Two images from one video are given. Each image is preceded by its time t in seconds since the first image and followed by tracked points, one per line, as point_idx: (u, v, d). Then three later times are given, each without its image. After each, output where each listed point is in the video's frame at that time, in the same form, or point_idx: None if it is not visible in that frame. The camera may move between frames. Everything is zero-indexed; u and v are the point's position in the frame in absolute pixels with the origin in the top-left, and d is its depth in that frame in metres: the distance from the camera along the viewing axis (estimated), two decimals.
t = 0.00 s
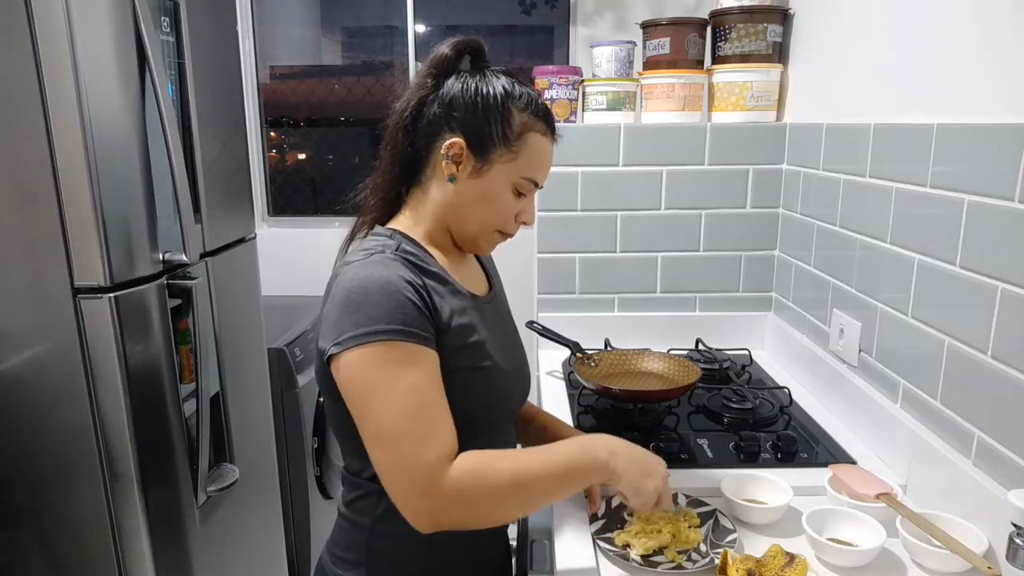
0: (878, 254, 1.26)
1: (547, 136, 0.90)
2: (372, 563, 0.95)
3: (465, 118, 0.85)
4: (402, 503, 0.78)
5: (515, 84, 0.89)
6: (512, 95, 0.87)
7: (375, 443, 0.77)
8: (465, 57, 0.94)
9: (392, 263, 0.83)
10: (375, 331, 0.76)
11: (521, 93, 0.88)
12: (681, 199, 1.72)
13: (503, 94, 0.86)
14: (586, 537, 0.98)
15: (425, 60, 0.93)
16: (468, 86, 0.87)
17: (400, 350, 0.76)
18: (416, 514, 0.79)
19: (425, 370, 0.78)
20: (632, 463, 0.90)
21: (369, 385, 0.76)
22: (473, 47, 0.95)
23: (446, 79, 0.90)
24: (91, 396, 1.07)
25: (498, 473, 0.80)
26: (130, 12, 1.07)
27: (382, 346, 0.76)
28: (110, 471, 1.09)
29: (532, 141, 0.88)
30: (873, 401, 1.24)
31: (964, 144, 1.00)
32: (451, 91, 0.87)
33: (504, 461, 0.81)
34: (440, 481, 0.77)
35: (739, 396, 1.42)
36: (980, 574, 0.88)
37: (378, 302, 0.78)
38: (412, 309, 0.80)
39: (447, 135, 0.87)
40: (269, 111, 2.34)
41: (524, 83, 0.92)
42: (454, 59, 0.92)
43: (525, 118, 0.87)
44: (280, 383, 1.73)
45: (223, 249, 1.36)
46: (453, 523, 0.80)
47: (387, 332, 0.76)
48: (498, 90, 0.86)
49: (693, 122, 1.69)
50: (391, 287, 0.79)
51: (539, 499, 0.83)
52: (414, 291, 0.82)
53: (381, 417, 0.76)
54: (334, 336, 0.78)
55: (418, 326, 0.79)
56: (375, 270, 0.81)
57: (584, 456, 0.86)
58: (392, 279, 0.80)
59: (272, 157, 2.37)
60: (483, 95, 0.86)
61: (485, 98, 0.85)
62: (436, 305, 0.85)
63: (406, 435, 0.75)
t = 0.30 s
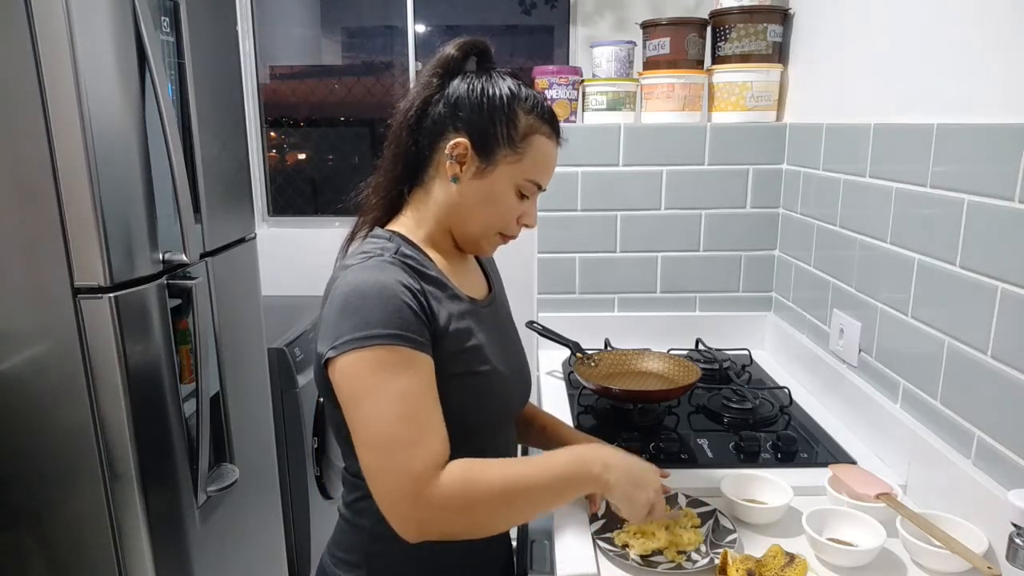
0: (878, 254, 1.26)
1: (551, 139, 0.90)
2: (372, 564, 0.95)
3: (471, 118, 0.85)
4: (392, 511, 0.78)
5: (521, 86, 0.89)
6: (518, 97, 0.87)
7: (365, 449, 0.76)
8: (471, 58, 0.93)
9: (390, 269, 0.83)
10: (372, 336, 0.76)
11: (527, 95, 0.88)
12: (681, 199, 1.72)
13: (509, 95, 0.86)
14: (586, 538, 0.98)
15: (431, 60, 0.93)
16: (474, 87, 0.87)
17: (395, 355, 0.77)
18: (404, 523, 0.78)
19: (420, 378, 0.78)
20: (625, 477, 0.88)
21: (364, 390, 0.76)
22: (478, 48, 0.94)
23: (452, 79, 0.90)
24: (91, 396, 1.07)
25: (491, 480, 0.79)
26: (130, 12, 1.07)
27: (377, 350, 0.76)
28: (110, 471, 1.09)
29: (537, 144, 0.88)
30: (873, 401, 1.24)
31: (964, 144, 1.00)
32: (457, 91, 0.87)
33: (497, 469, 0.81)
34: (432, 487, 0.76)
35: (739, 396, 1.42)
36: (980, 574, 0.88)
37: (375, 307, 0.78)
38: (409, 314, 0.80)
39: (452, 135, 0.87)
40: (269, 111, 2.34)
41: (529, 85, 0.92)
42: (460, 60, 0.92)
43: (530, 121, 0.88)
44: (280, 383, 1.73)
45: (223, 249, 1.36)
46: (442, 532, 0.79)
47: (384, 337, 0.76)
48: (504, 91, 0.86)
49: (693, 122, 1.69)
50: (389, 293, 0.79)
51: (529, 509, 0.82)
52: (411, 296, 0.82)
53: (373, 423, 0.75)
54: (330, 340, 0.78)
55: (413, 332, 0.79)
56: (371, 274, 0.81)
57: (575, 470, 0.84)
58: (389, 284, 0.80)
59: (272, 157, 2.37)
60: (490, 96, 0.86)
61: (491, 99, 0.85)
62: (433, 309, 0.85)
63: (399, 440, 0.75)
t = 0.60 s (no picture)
0: (878, 254, 1.26)
1: (551, 138, 0.91)
2: (373, 564, 0.95)
3: (472, 117, 0.86)
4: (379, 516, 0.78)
5: (521, 85, 0.89)
6: (518, 96, 0.87)
7: (359, 455, 0.77)
8: (470, 57, 0.93)
9: (387, 273, 0.83)
10: (367, 341, 0.76)
11: (527, 94, 0.89)
12: (681, 199, 1.72)
13: (509, 94, 0.87)
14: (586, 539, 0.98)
15: (430, 59, 0.93)
16: (475, 86, 0.87)
17: (388, 363, 0.77)
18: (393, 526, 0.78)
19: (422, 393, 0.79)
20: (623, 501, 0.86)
21: (358, 398, 0.76)
22: (477, 47, 0.94)
23: (452, 78, 0.90)
24: (91, 396, 1.07)
25: (476, 495, 0.79)
26: (130, 12, 1.07)
27: (371, 357, 0.76)
28: (110, 471, 1.09)
29: (537, 142, 0.88)
30: (873, 401, 1.24)
31: (964, 144, 1.00)
32: (457, 90, 0.87)
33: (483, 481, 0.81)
34: (420, 493, 0.77)
35: (739, 396, 1.42)
36: (980, 574, 0.88)
37: (372, 312, 0.78)
38: (406, 319, 0.80)
39: (453, 133, 0.87)
40: (269, 111, 2.34)
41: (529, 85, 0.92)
42: (459, 59, 0.92)
43: (531, 119, 0.88)
44: (280, 383, 1.73)
45: (223, 249, 1.36)
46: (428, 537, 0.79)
47: (379, 343, 0.76)
48: (505, 90, 0.87)
49: (693, 122, 1.69)
50: (386, 298, 0.79)
51: (517, 527, 0.81)
52: (408, 300, 0.82)
53: (370, 431, 0.76)
54: (324, 344, 0.78)
55: (406, 339, 0.79)
56: (365, 280, 0.81)
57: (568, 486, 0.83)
58: (385, 288, 0.80)
59: (272, 157, 2.37)
60: (490, 95, 0.86)
61: (492, 98, 0.86)
62: (429, 313, 0.85)
63: (394, 447, 0.76)
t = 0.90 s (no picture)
0: (878, 253, 1.26)
1: (537, 130, 0.90)
2: (374, 563, 0.95)
3: (455, 115, 0.86)
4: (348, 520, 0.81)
5: (504, 79, 0.89)
6: (501, 90, 0.87)
7: (328, 461, 0.79)
8: (454, 54, 0.93)
9: (377, 275, 0.83)
10: (354, 344, 0.77)
11: (510, 87, 0.88)
12: (681, 199, 1.72)
13: (491, 89, 0.86)
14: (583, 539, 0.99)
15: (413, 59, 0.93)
16: (457, 83, 0.87)
17: (356, 372, 0.77)
18: (354, 536, 0.80)
19: (389, 397, 0.78)
20: (587, 524, 0.80)
21: (327, 406, 0.77)
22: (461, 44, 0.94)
23: (435, 76, 0.90)
24: (90, 396, 1.07)
25: (429, 508, 0.79)
26: (131, 12, 1.07)
27: (355, 362, 0.77)
28: (110, 471, 1.09)
29: (522, 136, 0.87)
30: (873, 401, 1.24)
31: (965, 144, 1.00)
32: (440, 88, 0.87)
33: (444, 494, 0.81)
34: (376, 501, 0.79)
35: (739, 396, 1.42)
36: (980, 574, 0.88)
37: (360, 314, 0.78)
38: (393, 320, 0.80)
39: (438, 132, 0.87)
40: (269, 111, 2.34)
41: (513, 78, 0.92)
42: (443, 57, 0.92)
43: (515, 113, 0.87)
44: (280, 383, 1.73)
45: (224, 249, 1.36)
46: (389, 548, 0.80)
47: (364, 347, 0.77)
48: (488, 85, 0.86)
49: (693, 122, 1.69)
50: (374, 299, 0.80)
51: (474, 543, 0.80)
52: (399, 301, 0.82)
53: (334, 435, 0.77)
54: (312, 347, 0.79)
55: (393, 341, 0.79)
56: (354, 281, 0.81)
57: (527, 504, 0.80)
58: (373, 289, 0.80)
59: (272, 157, 2.36)
60: (472, 91, 0.86)
61: (474, 94, 0.85)
62: (422, 313, 0.85)
63: (357, 450, 0.77)
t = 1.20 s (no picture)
0: (878, 253, 1.26)
1: (526, 124, 0.89)
2: (375, 563, 0.95)
3: (440, 113, 0.86)
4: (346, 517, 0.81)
5: (489, 75, 0.88)
6: (485, 85, 0.86)
7: (329, 460, 0.79)
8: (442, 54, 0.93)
9: (370, 274, 0.83)
10: (347, 343, 0.77)
11: (495, 82, 0.87)
12: (681, 199, 1.72)
13: (474, 86, 0.86)
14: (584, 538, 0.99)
15: (401, 61, 0.93)
16: (441, 82, 0.87)
17: (357, 372, 0.77)
18: (354, 532, 0.81)
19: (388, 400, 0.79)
20: (584, 545, 0.79)
21: (327, 406, 0.77)
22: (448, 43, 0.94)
23: (421, 76, 0.90)
24: (90, 396, 1.07)
25: (430, 513, 0.79)
26: (131, 12, 1.07)
27: (348, 362, 0.77)
28: (110, 471, 1.09)
29: (508, 131, 0.87)
30: (873, 401, 1.24)
31: (965, 144, 1.00)
32: (425, 88, 0.87)
33: (446, 501, 0.81)
34: (378, 500, 0.79)
35: (739, 396, 1.42)
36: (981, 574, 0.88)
37: (352, 313, 0.78)
38: (386, 319, 0.80)
39: (424, 131, 0.87)
40: (269, 111, 2.34)
41: (500, 73, 0.91)
42: (429, 56, 0.92)
43: (501, 107, 0.86)
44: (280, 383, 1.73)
45: (224, 249, 1.36)
46: (382, 546, 0.80)
47: (357, 347, 0.77)
48: (472, 82, 0.86)
49: (693, 122, 1.69)
50: (367, 297, 0.80)
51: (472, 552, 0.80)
52: (393, 300, 0.82)
53: (332, 434, 0.77)
54: (307, 348, 0.79)
55: (386, 340, 0.79)
56: (346, 282, 0.81)
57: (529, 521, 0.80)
58: (366, 289, 0.80)
59: (272, 157, 2.36)
60: (456, 89, 0.85)
61: (458, 92, 0.85)
62: (414, 312, 0.85)
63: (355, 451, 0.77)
